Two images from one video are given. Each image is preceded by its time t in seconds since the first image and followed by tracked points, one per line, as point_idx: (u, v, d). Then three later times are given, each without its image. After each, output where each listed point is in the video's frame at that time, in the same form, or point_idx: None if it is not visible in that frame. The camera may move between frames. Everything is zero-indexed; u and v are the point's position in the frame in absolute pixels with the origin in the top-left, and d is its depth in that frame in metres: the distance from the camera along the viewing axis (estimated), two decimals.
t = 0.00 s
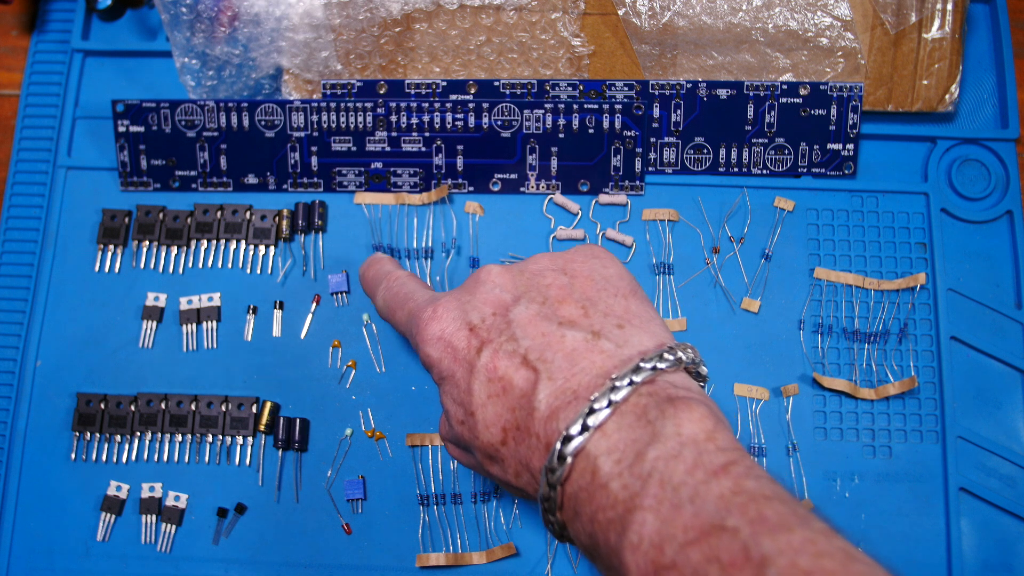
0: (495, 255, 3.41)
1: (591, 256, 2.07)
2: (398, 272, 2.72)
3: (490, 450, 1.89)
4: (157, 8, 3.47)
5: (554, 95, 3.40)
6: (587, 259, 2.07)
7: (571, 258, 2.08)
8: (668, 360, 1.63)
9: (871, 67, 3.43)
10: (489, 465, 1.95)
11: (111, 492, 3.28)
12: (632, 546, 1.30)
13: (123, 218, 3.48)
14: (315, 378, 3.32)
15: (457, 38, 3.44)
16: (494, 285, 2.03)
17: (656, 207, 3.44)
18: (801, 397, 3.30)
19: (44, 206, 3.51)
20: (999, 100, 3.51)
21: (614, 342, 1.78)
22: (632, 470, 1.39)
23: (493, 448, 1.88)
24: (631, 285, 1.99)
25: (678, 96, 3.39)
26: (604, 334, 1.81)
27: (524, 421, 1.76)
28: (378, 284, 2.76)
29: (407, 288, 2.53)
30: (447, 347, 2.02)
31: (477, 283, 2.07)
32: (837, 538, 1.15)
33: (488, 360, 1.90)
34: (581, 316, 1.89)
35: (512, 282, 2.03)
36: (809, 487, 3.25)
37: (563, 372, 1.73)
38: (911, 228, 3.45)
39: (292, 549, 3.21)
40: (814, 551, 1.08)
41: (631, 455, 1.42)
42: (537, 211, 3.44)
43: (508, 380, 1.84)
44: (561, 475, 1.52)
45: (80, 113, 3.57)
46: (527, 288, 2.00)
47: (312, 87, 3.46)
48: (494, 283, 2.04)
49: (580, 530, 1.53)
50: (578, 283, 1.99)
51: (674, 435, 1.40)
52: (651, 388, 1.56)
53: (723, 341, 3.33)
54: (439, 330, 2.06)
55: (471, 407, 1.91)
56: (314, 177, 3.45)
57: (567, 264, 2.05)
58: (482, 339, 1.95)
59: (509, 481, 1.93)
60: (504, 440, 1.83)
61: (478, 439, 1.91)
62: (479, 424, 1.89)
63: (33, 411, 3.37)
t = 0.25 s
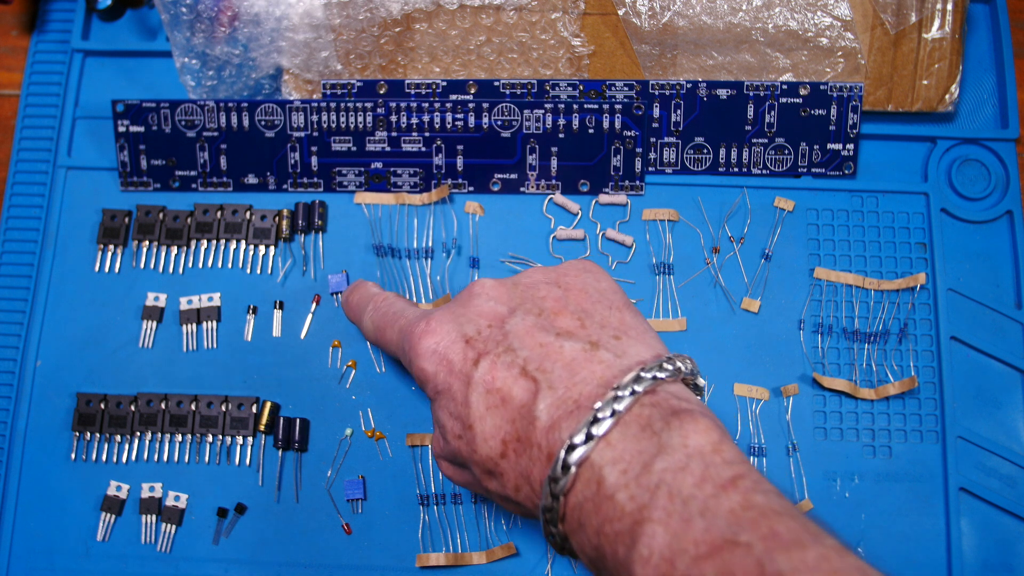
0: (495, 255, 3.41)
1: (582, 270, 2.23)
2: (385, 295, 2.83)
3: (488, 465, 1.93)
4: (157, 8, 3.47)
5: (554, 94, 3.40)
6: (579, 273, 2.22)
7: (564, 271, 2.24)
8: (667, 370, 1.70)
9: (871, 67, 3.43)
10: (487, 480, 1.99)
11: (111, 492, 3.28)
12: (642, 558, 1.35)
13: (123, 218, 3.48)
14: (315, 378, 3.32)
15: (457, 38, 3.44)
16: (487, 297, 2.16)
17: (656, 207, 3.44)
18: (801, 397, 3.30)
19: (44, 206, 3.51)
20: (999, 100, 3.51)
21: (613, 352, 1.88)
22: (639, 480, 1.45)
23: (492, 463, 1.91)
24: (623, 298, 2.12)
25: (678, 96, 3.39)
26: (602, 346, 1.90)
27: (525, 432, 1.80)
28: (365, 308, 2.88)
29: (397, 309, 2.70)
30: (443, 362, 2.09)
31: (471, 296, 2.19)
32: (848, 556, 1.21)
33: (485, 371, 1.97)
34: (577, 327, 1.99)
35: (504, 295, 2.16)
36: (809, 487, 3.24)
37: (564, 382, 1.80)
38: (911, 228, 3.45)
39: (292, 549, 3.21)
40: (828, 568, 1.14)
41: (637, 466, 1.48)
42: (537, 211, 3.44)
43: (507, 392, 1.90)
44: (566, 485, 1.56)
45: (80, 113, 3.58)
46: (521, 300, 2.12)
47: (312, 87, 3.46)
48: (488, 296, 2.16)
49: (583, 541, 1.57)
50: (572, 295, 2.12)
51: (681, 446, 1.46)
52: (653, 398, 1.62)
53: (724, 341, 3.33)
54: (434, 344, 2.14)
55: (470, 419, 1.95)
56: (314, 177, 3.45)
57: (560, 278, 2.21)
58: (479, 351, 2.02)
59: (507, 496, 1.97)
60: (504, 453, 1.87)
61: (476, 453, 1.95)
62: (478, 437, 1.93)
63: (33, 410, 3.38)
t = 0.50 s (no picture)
0: (495, 255, 3.41)
1: (587, 399, 2.10)
2: (400, 487, 2.85)
3: None
4: (157, 8, 3.47)
5: (554, 95, 3.40)
6: (585, 404, 2.09)
7: (569, 404, 2.10)
8: (701, 478, 1.67)
9: (871, 67, 3.43)
10: None
11: (111, 492, 3.28)
12: None
13: (123, 218, 3.48)
14: (315, 378, 3.32)
15: (457, 38, 3.44)
16: (502, 453, 2.04)
17: (656, 207, 3.44)
18: (801, 397, 3.31)
19: (44, 206, 3.51)
20: (999, 100, 3.51)
21: (641, 473, 1.79)
22: None
23: None
24: (635, 415, 2.01)
25: (678, 96, 3.39)
26: (630, 469, 1.80)
27: None
28: (383, 505, 2.90)
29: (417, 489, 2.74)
30: (475, 530, 1.95)
31: (485, 455, 2.07)
32: None
33: (521, 529, 1.84)
34: (600, 458, 1.87)
35: (518, 443, 2.03)
36: (809, 487, 3.24)
37: (603, 517, 1.71)
38: (911, 228, 3.45)
39: (292, 549, 3.21)
40: None
41: None
42: (537, 211, 3.44)
43: (550, 543, 1.78)
44: None
45: (80, 113, 3.57)
46: (537, 447, 1.99)
47: (312, 87, 3.46)
48: (503, 450, 2.04)
49: None
50: (585, 428, 1.99)
51: (736, 561, 1.40)
52: (695, 513, 1.58)
53: (723, 341, 3.33)
54: (462, 515, 2.00)
55: None
56: (314, 177, 3.45)
57: (566, 413, 2.06)
58: (510, 510, 1.90)
59: None
60: None
61: None
62: None
63: (33, 411, 3.37)
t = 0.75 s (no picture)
0: (495, 255, 3.41)
1: (593, 414, 2.06)
2: (401, 491, 2.84)
3: None
4: (157, 8, 3.47)
5: (554, 95, 3.40)
6: (591, 418, 2.05)
7: (574, 417, 2.07)
8: (706, 496, 1.65)
9: (871, 67, 3.43)
10: None
11: (111, 492, 3.28)
12: None
13: (123, 218, 3.48)
14: (315, 378, 3.32)
15: (457, 38, 3.44)
16: (507, 465, 2.02)
17: (656, 207, 3.44)
18: (801, 397, 3.30)
19: (45, 206, 3.51)
20: (999, 100, 3.51)
21: (647, 490, 1.78)
22: None
23: None
24: (640, 432, 1.98)
25: (678, 96, 3.39)
26: (635, 486, 1.80)
27: None
28: (382, 508, 2.89)
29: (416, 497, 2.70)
30: (478, 540, 1.95)
31: (489, 466, 2.05)
32: None
33: (525, 541, 1.84)
34: (605, 474, 1.86)
35: (522, 456, 2.01)
36: (809, 488, 3.24)
37: (608, 533, 1.71)
38: (911, 227, 3.45)
39: (292, 549, 3.21)
40: None
41: None
42: (537, 211, 3.44)
43: (553, 558, 1.77)
44: None
45: (80, 113, 3.58)
46: (541, 460, 1.98)
47: (312, 87, 3.46)
48: (507, 462, 2.02)
49: None
50: (590, 443, 1.96)
51: None
52: (700, 531, 1.59)
53: (723, 342, 3.33)
54: (465, 523, 2.00)
55: None
56: (314, 177, 3.45)
57: (571, 427, 2.03)
58: (514, 522, 1.90)
59: None
60: None
61: None
62: None
63: (33, 411, 3.37)
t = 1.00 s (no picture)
0: (495, 255, 3.41)
1: (609, 390, 2.07)
2: (413, 453, 2.76)
3: None
4: (157, 8, 3.46)
5: (554, 95, 3.40)
6: (606, 395, 2.06)
7: (589, 393, 2.09)
8: (717, 480, 1.62)
9: (871, 67, 3.43)
10: None
11: (111, 492, 3.28)
12: None
13: (122, 218, 3.48)
14: (315, 378, 3.32)
15: (457, 38, 3.44)
16: (520, 436, 2.02)
17: (656, 207, 3.44)
18: (801, 397, 3.31)
19: (45, 206, 3.51)
20: (999, 100, 3.51)
21: (658, 471, 1.76)
22: None
23: None
24: (654, 412, 1.98)
25: (678, 96, 3.39)
26: (646, 466, 1.78)
27: (584, 567, 1.69)
28: (395, 467, 2.83)
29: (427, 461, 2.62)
30: (486, 509, 1.96)
31: (503, 436, 2.05)
32: None
33: (533, 513, 1.84)
34: (617, 452, 1.85)
35: (536, 430, 2.02)
36: (809, 488, 3.24)
37: (617, 511, 1.69)
38: (911, 228, 3.45)
39: (292, 549, 3.21)
40: None
41: None
42: (537, 211, 3.44)
43: (560, 530, 1.78)
44: None
45: (80, 112, 3.57)
46: (556, 433, 1.98)
47: (312, 87, 3.46)
48: (521, 434, 2.02)
49: None
50: (604, 420, 1.97)
51: (745, 565, 1.39)
52: (709, 515, 1.55)
53: (724, 341, 3.33)
54: (474, 491, 2.01)
55: (526, 562, 1.83)
56: (314, 177, 3.45)
57: (587, 402, 2.05)
58: (523, 493, 1.90)
59: None
60: None
61: None
62: None
63: (34, 411, 3.37)
